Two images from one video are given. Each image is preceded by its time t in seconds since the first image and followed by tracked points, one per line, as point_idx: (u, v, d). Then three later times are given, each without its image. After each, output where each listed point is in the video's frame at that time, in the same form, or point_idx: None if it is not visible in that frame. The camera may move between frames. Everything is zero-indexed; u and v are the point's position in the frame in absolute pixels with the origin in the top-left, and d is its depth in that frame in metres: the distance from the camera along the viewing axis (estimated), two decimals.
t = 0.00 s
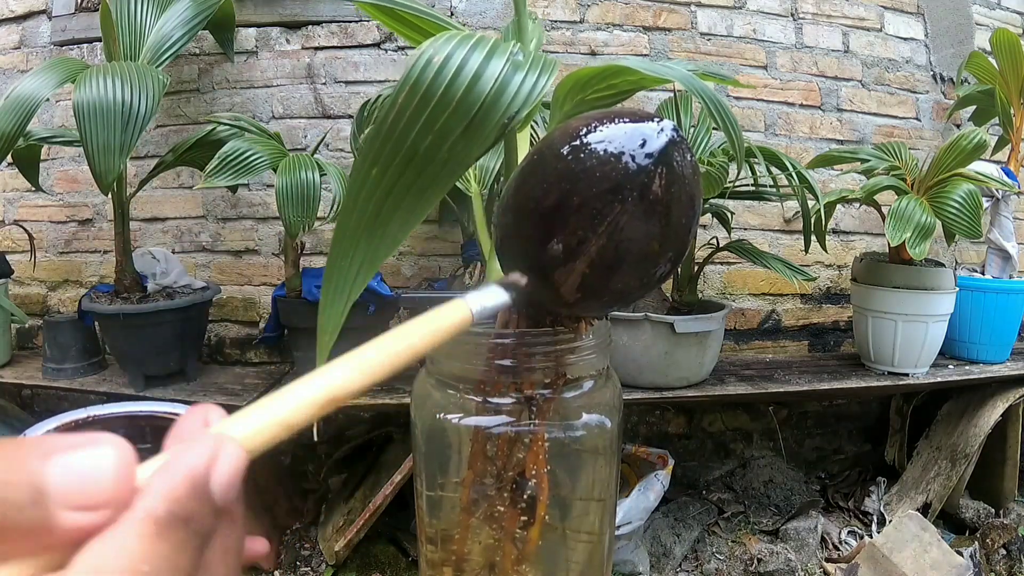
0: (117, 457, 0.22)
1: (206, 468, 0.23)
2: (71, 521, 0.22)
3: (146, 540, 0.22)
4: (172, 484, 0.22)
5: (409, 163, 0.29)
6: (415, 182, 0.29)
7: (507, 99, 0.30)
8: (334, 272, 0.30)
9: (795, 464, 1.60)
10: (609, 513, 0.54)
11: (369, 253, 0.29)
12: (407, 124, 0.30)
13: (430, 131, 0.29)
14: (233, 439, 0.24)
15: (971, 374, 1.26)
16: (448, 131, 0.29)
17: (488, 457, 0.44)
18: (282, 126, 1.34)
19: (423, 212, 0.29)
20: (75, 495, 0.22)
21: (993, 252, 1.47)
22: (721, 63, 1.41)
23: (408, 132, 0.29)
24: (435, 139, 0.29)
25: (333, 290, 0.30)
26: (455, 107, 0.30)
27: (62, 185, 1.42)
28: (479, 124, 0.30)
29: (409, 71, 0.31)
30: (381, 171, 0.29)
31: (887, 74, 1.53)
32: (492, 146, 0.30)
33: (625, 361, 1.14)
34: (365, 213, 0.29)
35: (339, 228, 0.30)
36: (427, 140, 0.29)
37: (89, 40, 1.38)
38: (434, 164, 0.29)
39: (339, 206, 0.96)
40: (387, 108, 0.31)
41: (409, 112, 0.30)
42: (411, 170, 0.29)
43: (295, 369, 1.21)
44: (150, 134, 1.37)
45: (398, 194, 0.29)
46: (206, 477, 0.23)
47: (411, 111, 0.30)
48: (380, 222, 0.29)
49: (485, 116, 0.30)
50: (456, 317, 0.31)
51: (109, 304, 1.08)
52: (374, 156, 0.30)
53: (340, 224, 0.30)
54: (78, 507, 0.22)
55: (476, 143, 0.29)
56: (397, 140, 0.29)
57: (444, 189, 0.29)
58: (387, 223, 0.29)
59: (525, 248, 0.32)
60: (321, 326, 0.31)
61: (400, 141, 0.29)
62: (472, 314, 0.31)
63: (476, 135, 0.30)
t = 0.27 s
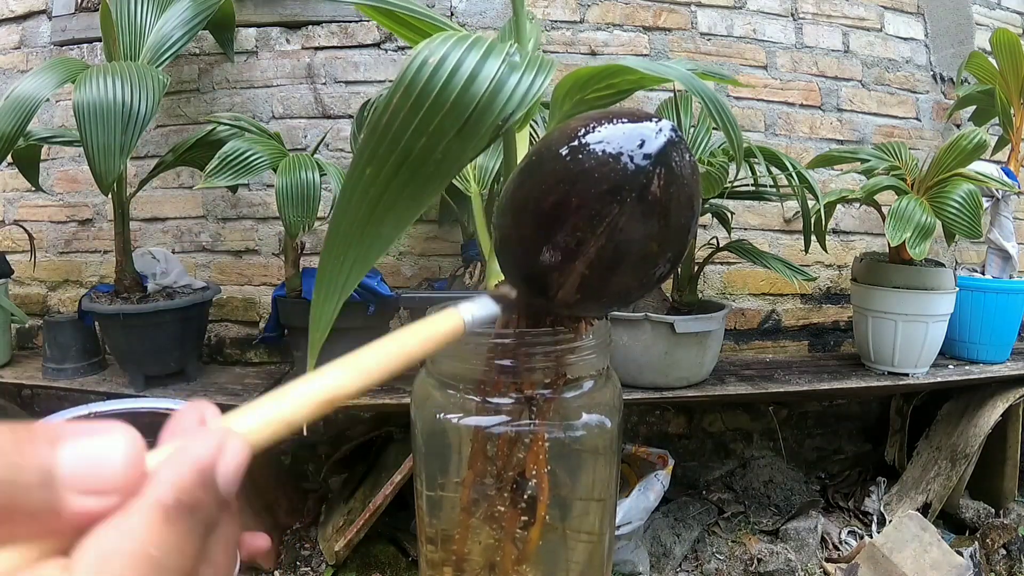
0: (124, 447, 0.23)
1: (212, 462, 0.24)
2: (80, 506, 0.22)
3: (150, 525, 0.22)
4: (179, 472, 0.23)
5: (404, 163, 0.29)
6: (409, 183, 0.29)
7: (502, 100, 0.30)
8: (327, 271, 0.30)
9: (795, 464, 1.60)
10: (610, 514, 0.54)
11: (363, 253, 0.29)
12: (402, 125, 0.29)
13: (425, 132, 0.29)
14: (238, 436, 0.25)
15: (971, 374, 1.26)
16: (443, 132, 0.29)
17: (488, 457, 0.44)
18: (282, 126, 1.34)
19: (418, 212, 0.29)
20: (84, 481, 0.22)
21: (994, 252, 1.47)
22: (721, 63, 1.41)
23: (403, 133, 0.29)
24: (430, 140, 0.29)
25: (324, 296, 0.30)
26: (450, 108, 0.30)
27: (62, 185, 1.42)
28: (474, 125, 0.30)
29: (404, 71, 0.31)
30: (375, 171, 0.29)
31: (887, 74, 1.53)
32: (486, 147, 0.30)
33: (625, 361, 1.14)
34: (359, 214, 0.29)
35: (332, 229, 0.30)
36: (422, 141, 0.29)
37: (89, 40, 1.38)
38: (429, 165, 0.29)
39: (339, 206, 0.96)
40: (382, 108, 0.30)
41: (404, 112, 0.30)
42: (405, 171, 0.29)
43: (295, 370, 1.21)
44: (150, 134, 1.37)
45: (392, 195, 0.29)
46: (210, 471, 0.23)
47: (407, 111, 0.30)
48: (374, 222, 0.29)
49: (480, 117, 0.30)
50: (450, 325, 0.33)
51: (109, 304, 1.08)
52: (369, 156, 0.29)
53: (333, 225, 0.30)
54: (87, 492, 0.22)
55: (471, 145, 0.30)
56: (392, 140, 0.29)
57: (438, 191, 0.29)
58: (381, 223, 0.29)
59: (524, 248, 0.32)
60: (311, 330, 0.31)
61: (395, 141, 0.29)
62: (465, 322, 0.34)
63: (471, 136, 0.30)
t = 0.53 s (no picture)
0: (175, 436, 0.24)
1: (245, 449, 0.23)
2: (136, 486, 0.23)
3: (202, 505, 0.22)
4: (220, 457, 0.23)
5: (403, 162, 0.29)
6: (409, 181, 0.29)
7: (502, 100, 0.30)
8: (327, 270, 0.30)
9: (795, 464, 1.60)
10: (610, 514, 0.54)
11: (362, 253, 0.29)
12: (402, 123, 0.29)
13: (425, 130, 0.29)
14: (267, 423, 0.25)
15: (971, 374, 1.26)
16: (443, 130, 0.29)
17: (488, 457, 0.44)
18: (282, 126, 1.34)
19: (417, 209, 0.29)
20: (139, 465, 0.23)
21: (994, 252, 1.47)
22: (721, 63, 1.41)
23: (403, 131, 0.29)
24: (430, 139, 0.29)
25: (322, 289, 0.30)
26: (451, 106, 0.30)
27: (62, 185, 1.42)
28: (474, 124, 0.30)
29: (405, 71, 0.31)
30: (375, 169, 0.29)
31: (887, 74, 1.53)
32: (486, 146, 0.30)
33: (625, 361, 1.14)
34: (358, 212, 0.29)
35: (331, 227, 0.30)
36: (422, 139, 0.29)
37: (89, 40, 1.38)
38: (428, 163, 0.29)
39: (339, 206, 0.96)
40: (382, 107, 0.30)
41: (404, 112, 0.30)
42: (405, 171, 0.29)
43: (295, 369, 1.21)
44: (150, 134, 1.37)
45: (391, 193, 0.29)
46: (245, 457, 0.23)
47: (407, 111, 0.30)
48: (374, 221, 0.29)
49: (480, 115, 0.30)
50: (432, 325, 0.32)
51: (109, 304, 1.08)
52: (369, 155, 0.29)
53: (333, 223, 0.30)
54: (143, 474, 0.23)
55: (470, 143, 0.29)
56: (391, 139, 0.29)
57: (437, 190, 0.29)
58: (380, 222, 0.29)
59: (524, 249, 0.32)
60: (310, 326, 0.31)
61: (395, 139, 0.29)
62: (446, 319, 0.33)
63: (471, 135, 0.30)
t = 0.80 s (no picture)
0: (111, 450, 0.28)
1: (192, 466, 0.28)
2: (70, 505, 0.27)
3: (140, 528, 0.28)
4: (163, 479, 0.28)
5: (409, 162, 0.29)
6: (416, 181, 0.29)
7: (506, 100, 0.30)
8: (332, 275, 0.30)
9: (795, 464, 1.60)
10: (610, 514, 0.54)
11: (368, 257, 0.29)
12: (407, 125, 0.30)
13: (430, 132, 0.29)
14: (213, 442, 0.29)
15: (971, 374, 1.26)
16: (448, 131, 0.29)
17: (488, 457, 0.44)
18: (282, 126, 1.34)
19: (424, 211, 0.29)
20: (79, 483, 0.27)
21: (994, 252, 1.47)
22: (721, 63, 1.41)
23: (408, 133, 0.29)
24: (435, 140, 0.29)
25: (330, 294, 0.29)
26: (455, 107, 0.30)
27: (62, 185, 1.42)
28: (479, 124, 0.30)
29: (408, 73, 0.31)
30: (381, 171, 0.29)
31: (887, 74, 1.53)
32: (491, 147, 0.30)
33: (625, 361, 1.14)
34: (365, 214, 0.29)
35: (337, 232, 0.30)
36: (427, 140, 0.29)
37: (89, 41, 1.38)
38: (433, 164, 0.29)
39: (339, 206, 0.96)
40: (387, 109, 0.31)
41: (409, 113, 0.30)
42: (410, 171, 0.29)
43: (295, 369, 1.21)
44: (150, 134, 1.37)
45: (397, 196, 0.29)
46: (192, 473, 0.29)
47: (411, 112, 0.30)
48: (381, 222, 0.29)
49: (484, 116, 0.30)
50: (405, 333, 0.33)
51: (109, 305, 1.08)
52: (374, 156, 0.29)
53: (338, 228, 0.30)
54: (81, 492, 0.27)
55: (476, 143, 0.29)
56: (397, 141, 0.29)
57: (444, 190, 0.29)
58: (387, 223, 0.29)
59: (525, 249, 0.32)
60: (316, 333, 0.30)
61: (401, 141, 0.29)
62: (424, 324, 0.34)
63: (477, 134, 0.30)
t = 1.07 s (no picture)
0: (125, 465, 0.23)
1: (220, 491, 0.23)
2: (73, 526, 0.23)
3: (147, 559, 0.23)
4: (182, 503, 0.23)
5: (412, 163, 0.29)
6: (420, 183, 0.29)
7: (509, 100, 0.30)
8: (341, 272, 0.30)
9: (794, 464, 1.60)
10: (610, 514, 0.54)
11: (374, 256, 0.30)
12: (410, 126, 0.30)
13: (432, 133, 0.29)
14: (250, 463, 0.24)
15: (971, 374, 1.26)
16: (450, 132, 0.29)
17: (488, 457, 0.44)
18: (282, 126, 1.34)
19: (427, 212, 0.29)
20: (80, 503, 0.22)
21: (994, 252, 1.47)
22: (721, 63, 1.41)
23: (411, 133, 0.30)
24: (437, 140, 0.29)
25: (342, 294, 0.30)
26: (457, 107, 0.30)
27: (62, 185, 1.42)
28: (481, 124, 0.30)
29: (411, 72, 0.31)
30: (385, 172, 0.29)
31: (887, 74, 1.53)
32: (493, 146, 0.29)
33: (625, 361, 1.14)
34: (369, 216, 0.30)
35: (344, 231, 0.30)
36: (429, 141, 0.29)
37: (89, 40, 1.38)
38: (436, 165, 0.29)
39: (339, 206, 0.96)
40: (390, 109, 0.31)
41: (411, 114, 0.30)
42: (413, 173, 0.29)
43: (295, 369, 1.21)
44: (150, 134, 1.37)
45: (400, 197, 0.29)
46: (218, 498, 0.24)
47: (413, 113, 0.30)
48: (385, 223, 0.29)
49: (487, 116, 0.30)
50: (480, 360, 0.30)
51: (109, 305, 1.08)
52: (378, 157, 0.30)
53: (346, 226, 0.30)
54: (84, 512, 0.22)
55: (478, 143, 0.29)
56: (399, 141, 0.29)
57: (448, 191, 0.29)
58: (391, 223, 0.29)
59: (526, 249, 0.32)
60: (327, 333, 0.31)
61: (403, 142, 0.29)
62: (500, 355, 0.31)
63: (479, 134, 0.29)
